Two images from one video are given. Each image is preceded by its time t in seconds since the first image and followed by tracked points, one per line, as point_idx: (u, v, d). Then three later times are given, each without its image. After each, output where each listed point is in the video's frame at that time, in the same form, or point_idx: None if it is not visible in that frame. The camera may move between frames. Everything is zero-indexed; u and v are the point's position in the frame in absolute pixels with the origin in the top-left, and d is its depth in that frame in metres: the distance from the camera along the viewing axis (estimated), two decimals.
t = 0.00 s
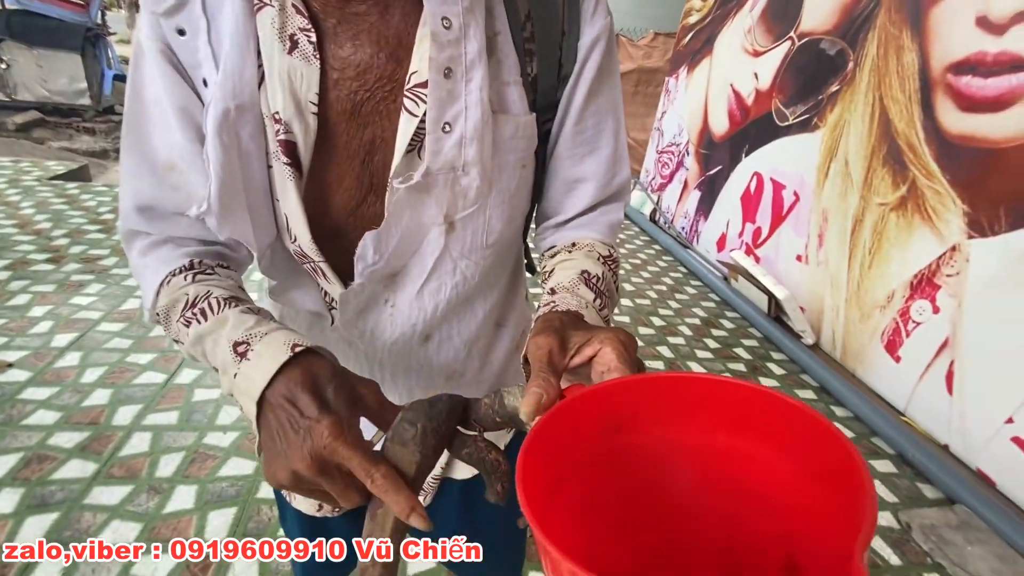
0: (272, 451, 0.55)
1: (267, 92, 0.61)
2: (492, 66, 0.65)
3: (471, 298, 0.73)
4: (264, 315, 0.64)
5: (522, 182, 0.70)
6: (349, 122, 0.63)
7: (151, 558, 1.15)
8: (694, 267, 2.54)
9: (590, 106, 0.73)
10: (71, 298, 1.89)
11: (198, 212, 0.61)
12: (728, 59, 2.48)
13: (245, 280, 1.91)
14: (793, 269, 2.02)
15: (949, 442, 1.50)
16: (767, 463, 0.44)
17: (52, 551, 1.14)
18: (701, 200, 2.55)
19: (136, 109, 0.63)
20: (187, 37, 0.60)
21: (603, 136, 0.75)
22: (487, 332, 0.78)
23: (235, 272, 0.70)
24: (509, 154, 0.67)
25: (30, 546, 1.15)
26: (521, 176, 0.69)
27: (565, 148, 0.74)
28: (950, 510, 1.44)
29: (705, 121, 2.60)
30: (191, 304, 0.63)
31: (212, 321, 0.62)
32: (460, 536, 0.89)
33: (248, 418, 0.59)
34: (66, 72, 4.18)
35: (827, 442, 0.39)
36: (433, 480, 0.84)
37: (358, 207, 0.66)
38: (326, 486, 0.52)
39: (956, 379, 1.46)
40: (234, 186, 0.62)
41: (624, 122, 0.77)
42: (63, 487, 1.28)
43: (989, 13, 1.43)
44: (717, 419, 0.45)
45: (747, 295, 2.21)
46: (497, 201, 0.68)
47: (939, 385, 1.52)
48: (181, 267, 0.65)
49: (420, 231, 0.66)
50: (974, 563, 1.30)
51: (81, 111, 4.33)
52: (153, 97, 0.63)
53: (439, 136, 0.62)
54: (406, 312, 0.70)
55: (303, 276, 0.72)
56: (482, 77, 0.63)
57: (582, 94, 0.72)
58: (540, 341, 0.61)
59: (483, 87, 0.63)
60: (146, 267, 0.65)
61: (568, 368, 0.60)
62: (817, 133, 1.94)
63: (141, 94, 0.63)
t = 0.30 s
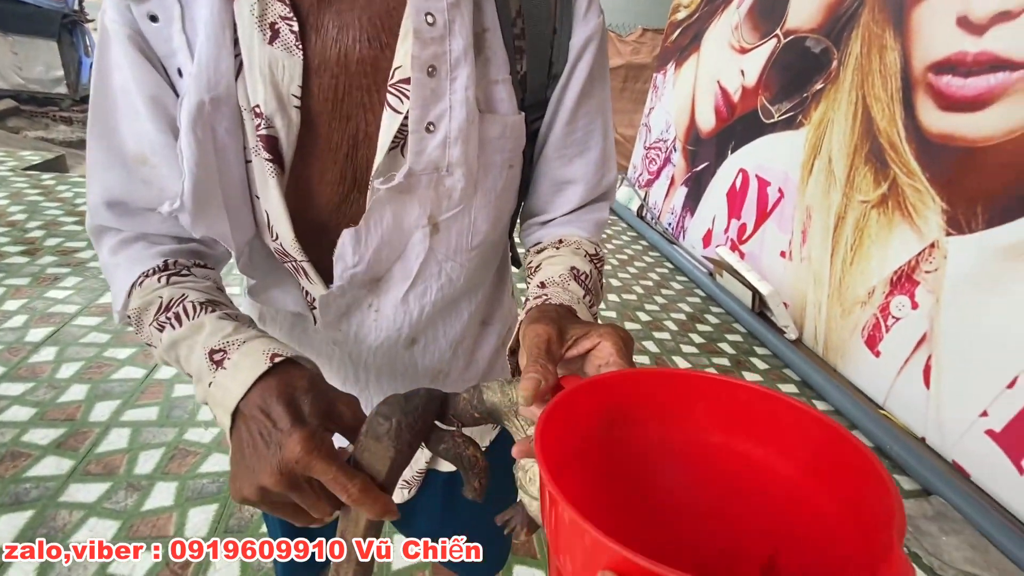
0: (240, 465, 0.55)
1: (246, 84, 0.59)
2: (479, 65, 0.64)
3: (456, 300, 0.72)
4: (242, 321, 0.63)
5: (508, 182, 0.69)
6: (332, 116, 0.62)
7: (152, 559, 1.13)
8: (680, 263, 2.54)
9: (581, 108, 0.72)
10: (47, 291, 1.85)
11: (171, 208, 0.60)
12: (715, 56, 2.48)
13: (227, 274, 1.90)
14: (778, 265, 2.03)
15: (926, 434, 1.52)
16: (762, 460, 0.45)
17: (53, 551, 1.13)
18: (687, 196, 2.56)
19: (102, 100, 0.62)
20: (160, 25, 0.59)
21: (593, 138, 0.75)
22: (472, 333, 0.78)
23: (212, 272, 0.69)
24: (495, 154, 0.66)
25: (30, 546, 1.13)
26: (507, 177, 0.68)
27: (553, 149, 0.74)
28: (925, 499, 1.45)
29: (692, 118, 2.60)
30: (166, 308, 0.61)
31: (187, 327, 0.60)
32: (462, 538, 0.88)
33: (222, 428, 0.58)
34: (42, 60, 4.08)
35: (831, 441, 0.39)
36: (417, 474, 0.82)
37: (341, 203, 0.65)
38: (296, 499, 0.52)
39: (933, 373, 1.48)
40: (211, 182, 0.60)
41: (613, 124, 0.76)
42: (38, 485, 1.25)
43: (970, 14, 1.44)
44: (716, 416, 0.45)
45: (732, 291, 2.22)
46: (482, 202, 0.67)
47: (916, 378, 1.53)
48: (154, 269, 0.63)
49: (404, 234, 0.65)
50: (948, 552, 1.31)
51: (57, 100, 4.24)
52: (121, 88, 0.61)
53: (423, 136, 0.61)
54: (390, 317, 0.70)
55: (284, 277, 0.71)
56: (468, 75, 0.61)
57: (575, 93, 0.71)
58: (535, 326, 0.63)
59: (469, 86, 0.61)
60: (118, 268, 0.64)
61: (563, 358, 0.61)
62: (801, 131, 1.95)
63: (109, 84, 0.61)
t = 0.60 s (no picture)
0: (223, 455, 0.54)
1: (226, 83, 0.59)
2: (463, 67, 0.63)
3: (445, 306, 0.72)
4: (235, 316, 0.62)
5: (494, 186, 0.68)
6: (314, 116, 0.61)
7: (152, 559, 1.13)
8: (673, 259, 2.54)
9: (568, 117, 0.72)
10: (35, 293, 1.84)
11: (147, 207, 0.59)
12: (706, 52, 2.48)
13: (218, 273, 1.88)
14: (769, 260, 2.03)
15: (916, 427, 1.53)
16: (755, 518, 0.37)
17: (53, 551, 1.12)
18: (680, 192, 2.56)
19: (86, 94, 0.62)
20: (142, 20, 0.59)
21: (581, 145, 0.74)
22: (462, 335, 0.77)
23: (202, 268, 0.68)
24: (479, 157, 0.65)
25: (30, 546, 1.12)
26: (491, 182, 0.67)
27: (541, 156, 0.73)
28: (915, 491, 1.46)
29: (684, 114, 2.60)
30: (157, 302, 0.60)
31: (178, 322, 0.59)
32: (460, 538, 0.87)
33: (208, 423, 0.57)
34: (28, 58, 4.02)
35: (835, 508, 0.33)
36: (407, 476, 0.82)
37: (324, 204, 0.64)
38: (276, 490, 0.51)
39: (924, 367, 1.49)
40: (189, 180, 0.60)
41: (602, 132, 0.76)
42: (28, 489, 1.24)
43: (958, 9, 1.45)
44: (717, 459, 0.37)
45: (724, 286, 2.23)
46: (467, 206, 0.66)
47: (907, 372, 1.54)
48: (143, 265, 0.62)
49: (387, 240, 0.64)
50: (940, 544, 1.32)
51: (43, 99, 4.20)
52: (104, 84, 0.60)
53: (403, 140, 0.60)
54: (376, 321, 0.69)
55: (269, 275, 0.70)
56: (450, 78, 0.60)
57: (563, 99, 0.70)
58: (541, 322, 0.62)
59: (451, 89, 0.60)
60: (105, 263, 0.63)
61: (573, 360, 0.59)
62: (792, 127, 1.95)
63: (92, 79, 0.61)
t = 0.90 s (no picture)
0: (196, 452, 0.53)
1: (218, 82, 0.59)
2: (458, 68, 0.63)
3: (440, 307, 0.71)
4: (221, 314, 0.62)
5: (490, 188, 0.68)
6: (309, 117, 0.61)
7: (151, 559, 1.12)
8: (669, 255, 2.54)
9: (567, 122, 0.71)
10: (28, 297, 1.83)
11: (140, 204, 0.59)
12: (700, 48, 2.48)
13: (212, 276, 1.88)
14: (765, 255, 2.03)
15: (912, 418, 1.52)
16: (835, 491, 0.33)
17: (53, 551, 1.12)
18: (676, 188, 2.56)
19: (79, 89, 0.62)
20: (135, 16, 0.59)
21: (580, 148, 0.74)
22: (458, 334, 0.76)
23: (196, 263, 0.68)
24: (474, 159, 0.65)
25: (29, 546, 1.11)
26: (486, 183, 0.67)
27: (539, 159, 0.73)
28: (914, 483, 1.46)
29: (678, 110, 2.60)
30: (144, 298, 0.60)
31: (164, 318, 0.59)
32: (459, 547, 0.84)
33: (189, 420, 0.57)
34: (17, 61, 3.98)
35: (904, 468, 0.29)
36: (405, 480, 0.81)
37: (319, 204, 0.64)
38: (246, 490, 0.50)
39: (919, 359, 1.49)
40: (182, 179, 0.60)
41: (599, 134, 0.76)
42: (24, 494, 1.23)
43: (949, 3, 1.45)
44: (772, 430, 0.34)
45: (720, 282, 2.24)
46: (462, 208, 0.66)
47: (903, 364, 1.54)
48: (135, 259, 0.63)
49: (381, 242, 0.64)
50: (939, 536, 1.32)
51: (33, 101, 4.18)
52: (97, 78, 0.61)
53: (398, 141, 0.59)
54: (371, 321, 0.68)
55: (265, 274, 0.69)
56: (445, 79, 0.60)
57: (562, 101, 0.70)
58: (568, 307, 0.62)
59: (446, 91, 0.60)
60: (99, 257, 0.64)
61: (614, 334, 0.57)
62: (787, 122, 1.95)
63: (86, 73, 0.61)
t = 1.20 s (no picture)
0: (172, 470, 0.53)
1: (180, 85, 0.57)
2: (436, 69, 0.62)
3: (425, 314, 0.70)
4: (195, 329, 0.61)
5: (472, 191, 0.66)
6: (277, 121, 0.59)
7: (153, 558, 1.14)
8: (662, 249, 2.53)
9: (552, 123, 0.69)
10: (14, 304, 1.81)
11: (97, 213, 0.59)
12: (690, 40, 2.47)
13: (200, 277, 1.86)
14: (757, 247, 2.04)
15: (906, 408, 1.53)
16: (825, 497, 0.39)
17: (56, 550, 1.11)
18: (668, 181, 2.56)
19: (41, 92, 0.60)
20: (94, 18, 0.57)
21: (566, 150, 0.72)
22: (447, 340, 0.76)
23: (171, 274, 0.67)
24: (454, 163, 0.63)
25: (31, 545, 1.09)
26: (468, 187, 0.66)
27: (524, 162, 0.70)
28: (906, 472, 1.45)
29: (669, 103, 2.59)
30: (115, 314, 0.60)
31: (136, 335, 0.59)
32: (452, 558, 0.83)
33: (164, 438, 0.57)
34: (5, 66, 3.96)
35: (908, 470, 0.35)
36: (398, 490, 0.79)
37: (292, 210, 0.62)
38: (223, 507, 0.51)
39: (911, 348, 1.49)
40: (144, 186, 0.59)
41: (586, 133, 0.74)
42: (14, 505, 1.22)
43: None
44: (765, 453, 0.40)
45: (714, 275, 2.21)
46: (443, 213, 0.64)
47: (896, 354, 1.54)
48: (106, 273, 0.62)
49: (357, 250, 0.62)
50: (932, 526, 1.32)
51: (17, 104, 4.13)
52: (57, 85, 0.59)
53: (371, 145, 0.58)
54: (351, 332, 0.67)
55: (241, 285, 0.67)
56: (420, 80, 0.58)
57: (547, 100, 0.68)
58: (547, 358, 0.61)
59: (422, 91, 0.58)
60: (70, 266, 0.64)
61: (594, 394, 0.59)
62: (778, 114, 1.95)
63: (44, 78, 0.59)
